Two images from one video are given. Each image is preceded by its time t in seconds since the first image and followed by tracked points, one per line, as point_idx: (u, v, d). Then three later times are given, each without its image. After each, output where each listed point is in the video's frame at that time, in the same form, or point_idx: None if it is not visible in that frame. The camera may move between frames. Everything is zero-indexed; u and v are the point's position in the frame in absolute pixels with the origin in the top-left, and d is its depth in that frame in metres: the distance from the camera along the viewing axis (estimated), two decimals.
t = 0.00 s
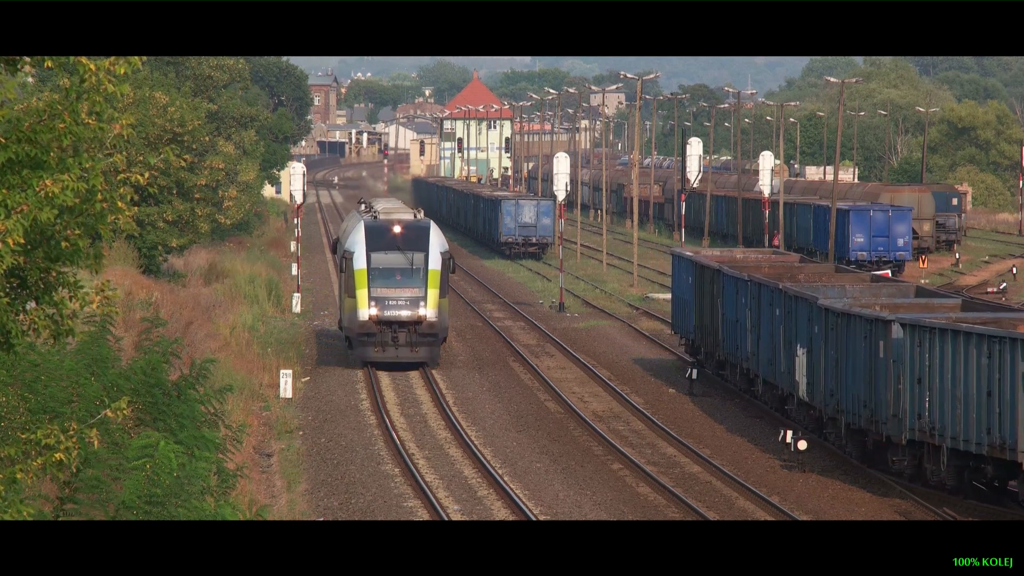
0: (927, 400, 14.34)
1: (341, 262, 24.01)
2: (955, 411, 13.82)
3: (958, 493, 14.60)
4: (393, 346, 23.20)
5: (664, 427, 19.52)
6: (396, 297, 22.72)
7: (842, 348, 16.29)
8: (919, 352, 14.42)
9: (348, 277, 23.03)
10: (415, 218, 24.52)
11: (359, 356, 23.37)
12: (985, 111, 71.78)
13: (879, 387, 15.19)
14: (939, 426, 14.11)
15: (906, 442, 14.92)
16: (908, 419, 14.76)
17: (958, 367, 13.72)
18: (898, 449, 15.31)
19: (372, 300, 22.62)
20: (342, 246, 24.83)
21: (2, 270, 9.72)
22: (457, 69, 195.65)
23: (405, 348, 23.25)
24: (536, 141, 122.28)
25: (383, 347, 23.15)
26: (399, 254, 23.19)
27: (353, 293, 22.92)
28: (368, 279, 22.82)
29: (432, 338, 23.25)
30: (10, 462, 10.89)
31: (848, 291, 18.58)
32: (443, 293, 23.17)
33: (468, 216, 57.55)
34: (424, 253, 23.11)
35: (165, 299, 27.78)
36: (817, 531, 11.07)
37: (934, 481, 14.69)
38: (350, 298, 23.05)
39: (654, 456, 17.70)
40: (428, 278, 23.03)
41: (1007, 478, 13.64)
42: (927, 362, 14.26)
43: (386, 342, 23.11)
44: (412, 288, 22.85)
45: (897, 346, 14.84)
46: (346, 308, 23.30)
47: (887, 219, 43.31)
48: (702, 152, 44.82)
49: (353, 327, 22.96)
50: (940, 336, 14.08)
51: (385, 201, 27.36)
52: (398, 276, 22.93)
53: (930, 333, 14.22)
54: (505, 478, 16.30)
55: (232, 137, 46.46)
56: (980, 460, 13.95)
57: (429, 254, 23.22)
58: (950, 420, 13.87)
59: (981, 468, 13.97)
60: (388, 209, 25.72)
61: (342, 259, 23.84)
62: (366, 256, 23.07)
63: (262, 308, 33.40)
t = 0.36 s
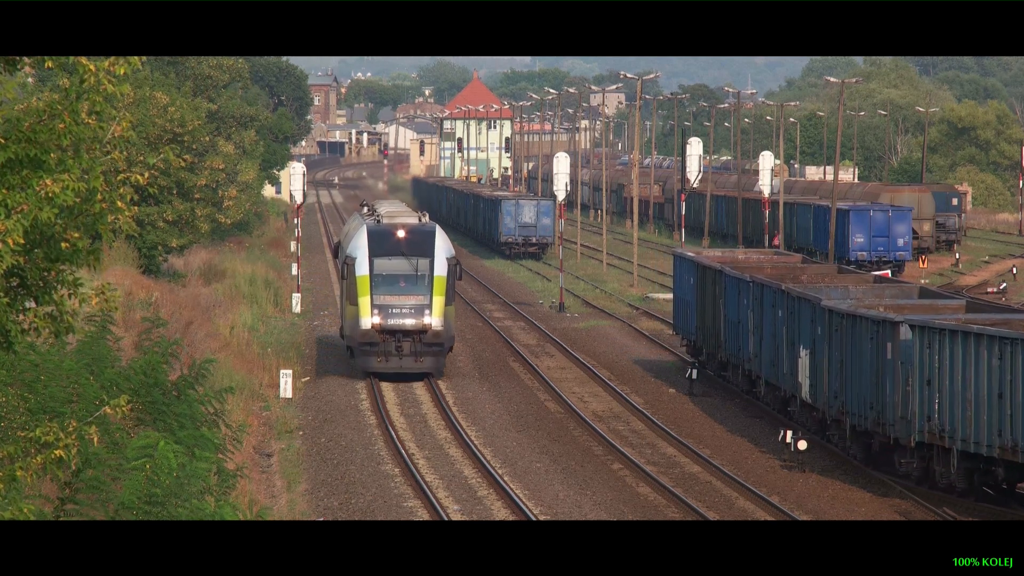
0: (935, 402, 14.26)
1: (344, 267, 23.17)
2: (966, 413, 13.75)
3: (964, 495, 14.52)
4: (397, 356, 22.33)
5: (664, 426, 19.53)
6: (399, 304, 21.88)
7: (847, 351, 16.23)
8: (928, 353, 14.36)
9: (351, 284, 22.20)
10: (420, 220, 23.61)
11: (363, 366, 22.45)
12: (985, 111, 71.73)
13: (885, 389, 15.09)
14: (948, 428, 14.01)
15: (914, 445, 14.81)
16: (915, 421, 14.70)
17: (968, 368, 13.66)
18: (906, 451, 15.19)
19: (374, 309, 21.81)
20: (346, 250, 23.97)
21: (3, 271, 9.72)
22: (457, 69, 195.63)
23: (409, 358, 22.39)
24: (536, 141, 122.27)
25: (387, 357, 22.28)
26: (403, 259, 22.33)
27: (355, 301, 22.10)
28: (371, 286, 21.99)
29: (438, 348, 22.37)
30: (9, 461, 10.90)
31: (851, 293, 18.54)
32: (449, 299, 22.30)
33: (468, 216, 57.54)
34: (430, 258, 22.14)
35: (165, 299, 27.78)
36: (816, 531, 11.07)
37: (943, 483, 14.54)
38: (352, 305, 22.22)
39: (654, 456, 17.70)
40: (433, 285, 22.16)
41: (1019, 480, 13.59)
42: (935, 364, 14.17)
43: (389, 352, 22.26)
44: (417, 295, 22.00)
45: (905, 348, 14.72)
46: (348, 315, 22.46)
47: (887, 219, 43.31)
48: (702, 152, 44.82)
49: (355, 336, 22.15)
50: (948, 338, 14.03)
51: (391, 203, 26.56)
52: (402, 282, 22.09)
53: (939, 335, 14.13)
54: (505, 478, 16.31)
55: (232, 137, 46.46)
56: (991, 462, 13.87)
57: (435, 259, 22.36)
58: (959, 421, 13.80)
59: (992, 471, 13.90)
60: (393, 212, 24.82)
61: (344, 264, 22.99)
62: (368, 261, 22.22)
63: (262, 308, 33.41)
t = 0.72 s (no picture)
0: (945, 404, 14.18)
1: (346, 274, 22.30)
2: (977, 415, 13.64)
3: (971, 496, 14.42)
4: (402, 367, 21.27)
5: (664, 426, 19.53)
6: (404, 312, 21.00)
7: (852, 353, 16.19)
8: (940, 354, 14.24)
9: (353, 291, 21.33)
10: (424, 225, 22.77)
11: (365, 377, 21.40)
12: (985, 111, 71.60)
13: (892, 391, 15.03)
14: (959, 430, 13.90)
15: (923, 447, 14.72)
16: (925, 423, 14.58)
17: (980, 370, 13.56)
18: (915, 454, 15.08)
19: (376, 317, 20.90)
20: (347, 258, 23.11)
21: (3, 270, 9.73)
22: (457, 69, 195.68)
23: (414, 369, 21.35)
24: (536, 141, 122.25)
25: (390, 368, 21.22)
26: (408, 266, 21.48)
27: (358, 309, 21.19)
28: (374, 294, 21.12)
29: (444, 358, 21.35)
30: (8, 461, 10.88)
31: (854, 294, 18.47)
32: (455, 307, 21.41)
33: (468, 216, 57.51)
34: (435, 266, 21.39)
35: (165, 299, 27.74)
36: (816, 531, 11.07)
37: (953, 486, 14.43)
38: (354, 314, 21.32)
39: (654, 456, 17.70)
40: (439, 292, 21.28)
41: None
42: (946, 366, 14.11)
43: (393, 363, 21.20)
44: (423, 303, 21.13)
45: (914, 350, 14.68)
46: (350, 324, 21.52)
47: (887, 219, 43.30)
48: (702, 152, 44.80)
49: (356, 346, 21.21)
50: (960, 340, 13.92)
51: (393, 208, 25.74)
52: (406, 289, 21.23)
53: (950, 336, 14.07)
54: (505, 478, 16.30)
55: (232, 137, 46.45)
56: (1002, 465, 13.76)
57: (441, 265, 21.53)
58: (970, 424, 13.71)
59: (1003, 473, 13.73)
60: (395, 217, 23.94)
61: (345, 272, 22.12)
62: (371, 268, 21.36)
63: (261, 308, 33.40)
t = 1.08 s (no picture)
0: (955, 406, 14.03)
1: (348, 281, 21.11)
2: (988, 418, 13.47)
3: (978, 498, 14.33)
4: (406, 380, 20.15)
5: (664, 426, 19.52)
6: (409, 323, 19.82)
7: (857, 354, 16.11)
8: (950, 356, 14.07)
9: (355, 300, 20.14)
10: (430, 229, 21.52)
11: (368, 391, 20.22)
12: (985, 110, 71.35)
13: (899, 392, 14.88)
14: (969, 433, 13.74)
15: (933, 449, 14.58)
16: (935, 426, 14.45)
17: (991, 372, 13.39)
18: (924, 456, 14.93)
19: (380, 327, 19.76)
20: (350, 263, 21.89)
21: (2, 270, 9.73)
22: (458, 70, 195.81)
23: (420, 382, 20.20)
24: (536, 141, 122.28)
25: (395, 381, 20.10)
26: (413, 274, 20.28)
27: (360, 318, 20.03)
28: (377, 303, 19.94)
29: (452, 370, 20.21)
30: (8, 461, 10.87)
31: (857, 294, 18.40)
32: (463, 316, 20.24)
33: (468, 216, 57.48)
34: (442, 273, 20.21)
35: (165, 299, 27.73)
36: (817, 531, 11.09)
37: (963, 489, 14.28)
38: (357, 324, 20.12)
39: (654, 456, 17.70)
40: (446, 301, 20.10)
41: None
42: (957, 368, 13.95)
43: (397, 375, 20.07)
44: (429, 313, 19.95)
45: (924, 351, 14.54)
46: (352, 335, 20.36)
47: (887, 219, 43.29)
48: (702, 152, 44.78)
49: (359, 357, 20.05)
50: (971, 341, 13.75)
51: (400, 210, 24.65)
52: (411, 298, 20.04)
53: (961, 336, 13.91)
54: (505, 478, 16.30)
55: (233, 137, 46.45)
56: (1013, 468, 13.60)
57: (449, 272, 20.34)
58: (980, 426, 13.55)
59: (1014, 476, 13.57)
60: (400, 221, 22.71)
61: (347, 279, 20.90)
62: (374, 277, 20.16)
63: (262, 308, 33.39)
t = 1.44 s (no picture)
0: (966, 407, 13.86)
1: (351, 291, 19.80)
2: (998, 420, 13.30)
3: (988, 499, 14.20)
4: (413, 395, 18.96)
5: (664, 426, 19.50)
6: (415, 334, 18.56)
7: (863, 355, 15.99)
8: (961, 358, 13.88)
9: (358, 311, 18.86)
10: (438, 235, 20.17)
11: (372, 406, 18.98)
12: (985, 110, 71.36)
13: (908, 395, 14.70)
14: (980, 435, 13.57)
15: (945, 451, 14.39)
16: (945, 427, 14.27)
17: (1002, 374, 13.23)
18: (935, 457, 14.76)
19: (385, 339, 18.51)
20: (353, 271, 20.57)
21: (3, 271, 9.75)
22: (458, 70, 195.79)
23: (427, 397, 19.01)
24: (536, 141, 122.29)
25: (400, 396, 18.91)
26: (419, 283, 18.98)
27: (364, 329, 18.78)
28: (382, 313, 18.66)
29: (460, 384, 19.02)
30: (9, 461, 10.85)
31: (861, 294, 18.34)
32: (473, 327, 18.96)
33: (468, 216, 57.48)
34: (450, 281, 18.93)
35: (165, 299, 27.71)
36: (816, 533, 11.08)
37: (975, 490, 14.12)
38: (360, 336, 18.84)
39: (654, 456, 17.69)
40: (454, 311, 18.82)
41: None
42: (967, 369, 13.79)
43: (404, 390, 18.85)
44: (437, 324, 18.68)
45: (934, 352, 14.38)
46: (355, 347, 19.08)
47: (887, 219, 43.31)
48: (703, 152, 44.75)
49: (362, 371, 18.77)
50: (980, 343, 13.56)
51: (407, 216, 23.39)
52: (418, 308, 18.76)
53: (971, 339, 13.70)
54: (505, 478, 16.30)
55: (233, 137, 46.44)
56: None
57: (457, 281, 19.05)
58: (992, 428, 13.39)
59: None
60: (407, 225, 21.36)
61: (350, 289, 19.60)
62: (378, 286, 18.85)
63: (262, 308, 33.38)
